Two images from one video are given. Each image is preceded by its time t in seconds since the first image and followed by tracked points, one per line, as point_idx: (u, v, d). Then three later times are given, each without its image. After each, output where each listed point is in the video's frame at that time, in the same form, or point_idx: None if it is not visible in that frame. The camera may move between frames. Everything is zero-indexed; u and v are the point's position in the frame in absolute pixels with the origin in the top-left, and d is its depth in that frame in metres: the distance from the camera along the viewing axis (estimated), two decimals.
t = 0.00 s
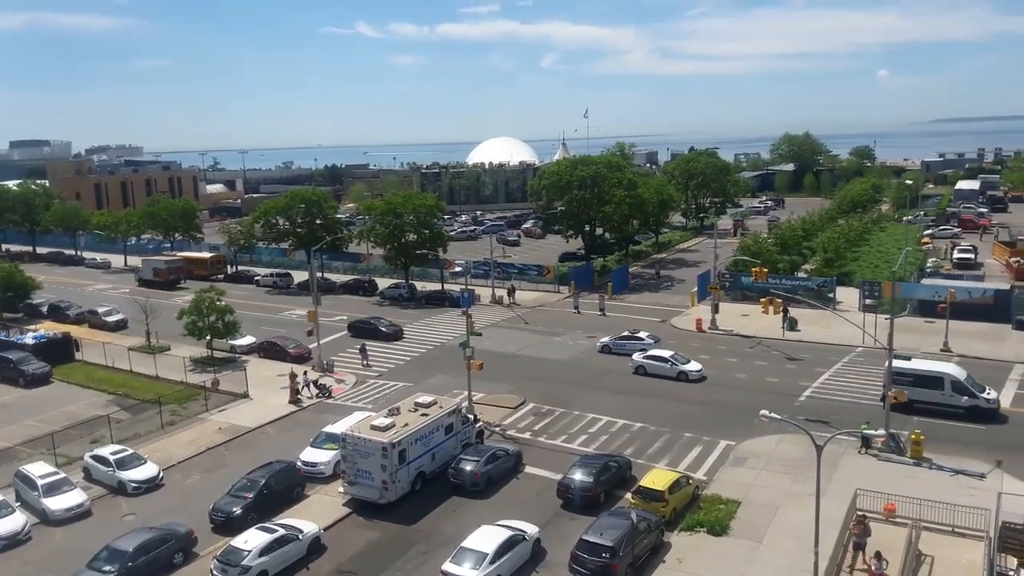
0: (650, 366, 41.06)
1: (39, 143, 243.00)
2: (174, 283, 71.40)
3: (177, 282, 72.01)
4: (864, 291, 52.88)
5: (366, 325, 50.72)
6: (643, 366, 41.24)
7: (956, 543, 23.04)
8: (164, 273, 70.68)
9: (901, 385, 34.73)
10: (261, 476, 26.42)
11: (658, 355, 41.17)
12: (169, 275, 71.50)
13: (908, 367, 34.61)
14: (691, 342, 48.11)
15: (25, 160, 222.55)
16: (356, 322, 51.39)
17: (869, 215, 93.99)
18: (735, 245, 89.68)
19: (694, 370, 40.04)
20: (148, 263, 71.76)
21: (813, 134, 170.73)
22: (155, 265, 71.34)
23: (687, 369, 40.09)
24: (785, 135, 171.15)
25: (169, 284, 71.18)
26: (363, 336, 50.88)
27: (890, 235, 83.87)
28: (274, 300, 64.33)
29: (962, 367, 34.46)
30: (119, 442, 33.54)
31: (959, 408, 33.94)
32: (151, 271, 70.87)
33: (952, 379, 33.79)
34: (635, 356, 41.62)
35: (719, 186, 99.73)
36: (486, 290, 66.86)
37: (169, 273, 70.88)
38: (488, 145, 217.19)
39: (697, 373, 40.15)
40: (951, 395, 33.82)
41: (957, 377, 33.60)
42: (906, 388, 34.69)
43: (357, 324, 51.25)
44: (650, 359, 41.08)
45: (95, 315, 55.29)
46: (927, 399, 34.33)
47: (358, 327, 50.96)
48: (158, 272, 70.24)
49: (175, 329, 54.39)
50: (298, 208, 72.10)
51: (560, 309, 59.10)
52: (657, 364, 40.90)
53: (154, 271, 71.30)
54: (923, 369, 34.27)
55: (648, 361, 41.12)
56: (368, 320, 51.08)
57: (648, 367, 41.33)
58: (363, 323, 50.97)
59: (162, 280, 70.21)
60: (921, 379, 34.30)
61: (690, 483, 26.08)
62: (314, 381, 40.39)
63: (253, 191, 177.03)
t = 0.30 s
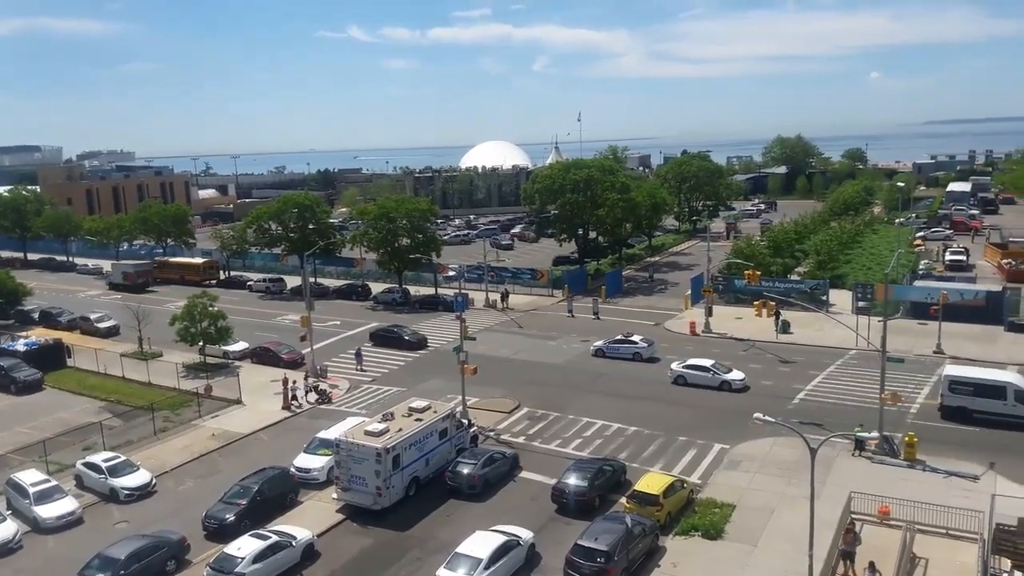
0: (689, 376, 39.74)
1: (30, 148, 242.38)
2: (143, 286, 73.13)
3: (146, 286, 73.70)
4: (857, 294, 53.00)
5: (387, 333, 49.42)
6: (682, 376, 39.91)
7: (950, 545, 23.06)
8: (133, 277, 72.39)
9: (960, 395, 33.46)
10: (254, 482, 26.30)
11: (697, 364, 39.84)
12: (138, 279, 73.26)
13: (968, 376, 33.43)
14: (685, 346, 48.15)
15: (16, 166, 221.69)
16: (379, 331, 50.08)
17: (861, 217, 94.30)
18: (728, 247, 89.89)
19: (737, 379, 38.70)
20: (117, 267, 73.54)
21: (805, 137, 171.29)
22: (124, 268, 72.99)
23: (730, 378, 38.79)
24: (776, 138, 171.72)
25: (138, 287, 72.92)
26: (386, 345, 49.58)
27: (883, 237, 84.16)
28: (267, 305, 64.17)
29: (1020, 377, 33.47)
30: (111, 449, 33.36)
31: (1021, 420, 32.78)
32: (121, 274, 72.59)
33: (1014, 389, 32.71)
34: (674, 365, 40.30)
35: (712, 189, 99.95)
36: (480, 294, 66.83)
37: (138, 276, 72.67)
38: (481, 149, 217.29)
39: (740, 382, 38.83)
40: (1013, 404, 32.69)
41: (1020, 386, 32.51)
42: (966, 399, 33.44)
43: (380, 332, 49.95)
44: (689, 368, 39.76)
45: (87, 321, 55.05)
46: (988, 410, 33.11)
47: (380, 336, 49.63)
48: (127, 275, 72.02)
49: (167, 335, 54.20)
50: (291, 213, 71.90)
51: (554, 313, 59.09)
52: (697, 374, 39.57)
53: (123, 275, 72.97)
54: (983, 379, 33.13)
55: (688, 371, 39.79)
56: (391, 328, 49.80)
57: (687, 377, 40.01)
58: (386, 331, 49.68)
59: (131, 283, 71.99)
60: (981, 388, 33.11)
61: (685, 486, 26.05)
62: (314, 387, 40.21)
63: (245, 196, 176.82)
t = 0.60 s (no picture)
0: (730, 381, 38.59)
1: (19, 147, 241.26)
2: (113, 283, 74.15)
3: (115, 282, 74.68)
4: (847, 293, 53.26)
5: (409, 336, 48.22)
6: (722, 381, 38.75)
7: (938, 543, 23.23)
8: (101, 273, 73.38)
9: (1020, 402, 32.54)
10: (244, 481, 26.28)
11: (738, 369, 38.71)
12: (106, 276, 74.23)
13: None
14: (675, 345, 48.31)
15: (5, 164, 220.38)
16: (400, 333, 48.80)
17: (851, 218, 94.74)
18: (719, 247, 90.17)
19: (780, 385, 37.67)
20: (85, 264, 74.57)
21: (795, 138, 171.92)
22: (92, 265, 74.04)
23: (773, 384, 37.73)
24: (767, 138, 172.31)
25: (107, 284, 73.95)
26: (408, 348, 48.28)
27: (873, 237, 84.61)
28: (258, 304, 64.05)
29: None
30: (101, 448, 33.25)
31: None
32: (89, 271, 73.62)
33: None
34: (713, 370, 39.12)
35: (703, 189, 100.25)
36: (472, 293, 66.88)
37: (106, 273, 73.61)
38: (472, 148, 217.30)
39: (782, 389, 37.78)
40: None
41: None
42: None
43: (401, 335, 48.67)
44: (729, 373, 38.62)
45: (77, 320, 54.84)
46: None
47: (402, 339, 48.41)
48: (95, 272, 73.08)
49: (157, 334, 54.04)
50: (282, 212, 71.76)
51: (546, 312, 59.18)
52: (738, 379, 38.45)
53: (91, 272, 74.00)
54: None
55: (728, 376, 38.65)
56: (413, 331, 48.55)
57: (727, 382, 38.85)
58: (407, 334, 48.42)
59: (100, 280, 73.06)
60: None
61: (675, 485, 26.17)
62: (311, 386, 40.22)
63: (236, 195, 176.36)
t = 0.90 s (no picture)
0: (774, 384, 37.39)
1: (7, 142, 239.80)
2: (81, 276, 75.40)
3: (83, 275, 75.85)
4: (838, 290, 53.41)
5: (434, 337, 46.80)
6: (766, 384, 37.51)
7: (928, 538, 23.35)
8: (68, 266, 74.60)
9: None
10: (235, 478, 26.19)
11: (782, 371, 37.47)
12: (74, 268, 75.41)
13: None
14: (667, 341, 48.38)
15: None
16: (422, 333, 47.50)
17: (842, 214, 95.04)
18: (710, 243, 90.36)
19: (826, 389, 36.54)
20: (53, 257, 75.76)
21: (787, 135, 172.35)
22: (60, 258, 75.21)
23: (820, 387, 36.58)
24: (758, 135, 172.64)
25: (76, 276, 75.18)
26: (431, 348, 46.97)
27: (863, 234, 84.92)
28: (248, 300, 63.81)
29: None
30: (91, 444, 33.06)
31: None
32: (57, 264, 74.83)
33: None
34: (755, 374, 37.92)
35: (694, 185, 100.35)
36: (463, 289, 66.78)
37: (74, 266, 74.85)
38: (464, 144, 216.98)
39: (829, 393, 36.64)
40: None
41: None
42: None
43: (425, 335, 47.35)
44: (773, 376, 37.42)
45: (66, 316, 54.51)
46: None
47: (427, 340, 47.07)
48: (63, 264, 74.30)
49: (148, 330, 53.76)
50: (273, 207, 71.52)
51: (538, 308, 59.17)
52: (783, 383, 37.25)
53: (59, 264, 75.19)
54: None
55: (772, 379, 37.44)
56: (436, 331, 47.27)
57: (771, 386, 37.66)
58: (431, 334, 47.04)
59: (68, 272, 74.33)
60: None
61: (666, 480, 26.22)
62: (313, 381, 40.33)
63: (226, 190, 175.52)
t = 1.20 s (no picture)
0: (824, 391, 36.55)
1: None
2: (54, 277, 76.83)
3: (55, 277, 77.15)
4: (831, 289, 53.57)
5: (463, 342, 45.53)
6: (816, 391, 36.70)
7: (923, 536, 23.44)
8: (41, 268, 75.90)
9: None
10: (231, 481, 26.15)
11: (833, 377, 36.61)
12: (47, 270, 76.67)
13: None
14: (661, 342, 48.46)
15: None
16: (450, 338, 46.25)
17: (835, 214, 95.34)
18: (704, 244, 90.56)
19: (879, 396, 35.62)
20: (26, 259, 76.97)
21: (780, 135, 172.83)
22: (32, 260, 76.43)
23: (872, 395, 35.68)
24: (751, 135, 173.04)
25: (48, 278, 76.56)
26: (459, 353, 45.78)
27: (857, 233, 85.21)
28: (242, 303, 63.72)
29: None
30: (86, 449, 32.98)
31: None
32: (29, 266, 76.07)
33: None
34: (805, 381, 37.09)
35: (688, 186, 100.48)
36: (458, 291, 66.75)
37: (46, 268, 76.18)
38: (458, 145, 216.90)
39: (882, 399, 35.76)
40: None
41: None
42: None
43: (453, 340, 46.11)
44: (824, 383, 36.58)
45: (59, 320, 54.38)
46: None
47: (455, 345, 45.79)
48: (36, 265, 75.58)
49: (141, 333, 53.63)
50: (266, 210, 71.42)
51: (532, 309, 59.20)
52: (833, 390, 36.40)
53: (31, 266, 76.38)
54: None
55: (823, 386, 36.59)
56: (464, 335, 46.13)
57: (821, 392, 36.85)
58: (459, 338, 45.74)
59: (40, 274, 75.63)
60: None
61: (661, 481, 26.28)
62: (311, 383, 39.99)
63: (219, 193, 175.08)
